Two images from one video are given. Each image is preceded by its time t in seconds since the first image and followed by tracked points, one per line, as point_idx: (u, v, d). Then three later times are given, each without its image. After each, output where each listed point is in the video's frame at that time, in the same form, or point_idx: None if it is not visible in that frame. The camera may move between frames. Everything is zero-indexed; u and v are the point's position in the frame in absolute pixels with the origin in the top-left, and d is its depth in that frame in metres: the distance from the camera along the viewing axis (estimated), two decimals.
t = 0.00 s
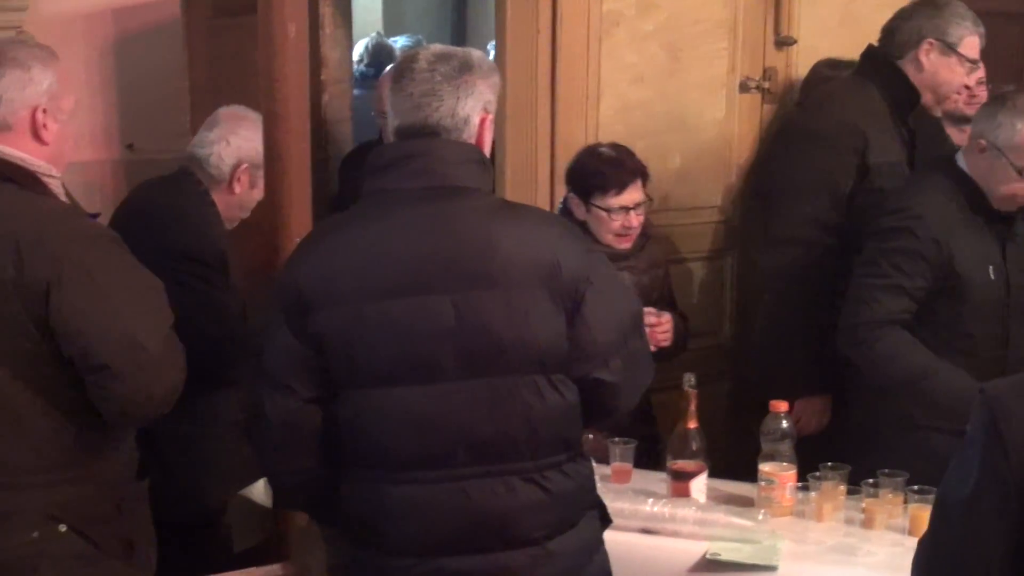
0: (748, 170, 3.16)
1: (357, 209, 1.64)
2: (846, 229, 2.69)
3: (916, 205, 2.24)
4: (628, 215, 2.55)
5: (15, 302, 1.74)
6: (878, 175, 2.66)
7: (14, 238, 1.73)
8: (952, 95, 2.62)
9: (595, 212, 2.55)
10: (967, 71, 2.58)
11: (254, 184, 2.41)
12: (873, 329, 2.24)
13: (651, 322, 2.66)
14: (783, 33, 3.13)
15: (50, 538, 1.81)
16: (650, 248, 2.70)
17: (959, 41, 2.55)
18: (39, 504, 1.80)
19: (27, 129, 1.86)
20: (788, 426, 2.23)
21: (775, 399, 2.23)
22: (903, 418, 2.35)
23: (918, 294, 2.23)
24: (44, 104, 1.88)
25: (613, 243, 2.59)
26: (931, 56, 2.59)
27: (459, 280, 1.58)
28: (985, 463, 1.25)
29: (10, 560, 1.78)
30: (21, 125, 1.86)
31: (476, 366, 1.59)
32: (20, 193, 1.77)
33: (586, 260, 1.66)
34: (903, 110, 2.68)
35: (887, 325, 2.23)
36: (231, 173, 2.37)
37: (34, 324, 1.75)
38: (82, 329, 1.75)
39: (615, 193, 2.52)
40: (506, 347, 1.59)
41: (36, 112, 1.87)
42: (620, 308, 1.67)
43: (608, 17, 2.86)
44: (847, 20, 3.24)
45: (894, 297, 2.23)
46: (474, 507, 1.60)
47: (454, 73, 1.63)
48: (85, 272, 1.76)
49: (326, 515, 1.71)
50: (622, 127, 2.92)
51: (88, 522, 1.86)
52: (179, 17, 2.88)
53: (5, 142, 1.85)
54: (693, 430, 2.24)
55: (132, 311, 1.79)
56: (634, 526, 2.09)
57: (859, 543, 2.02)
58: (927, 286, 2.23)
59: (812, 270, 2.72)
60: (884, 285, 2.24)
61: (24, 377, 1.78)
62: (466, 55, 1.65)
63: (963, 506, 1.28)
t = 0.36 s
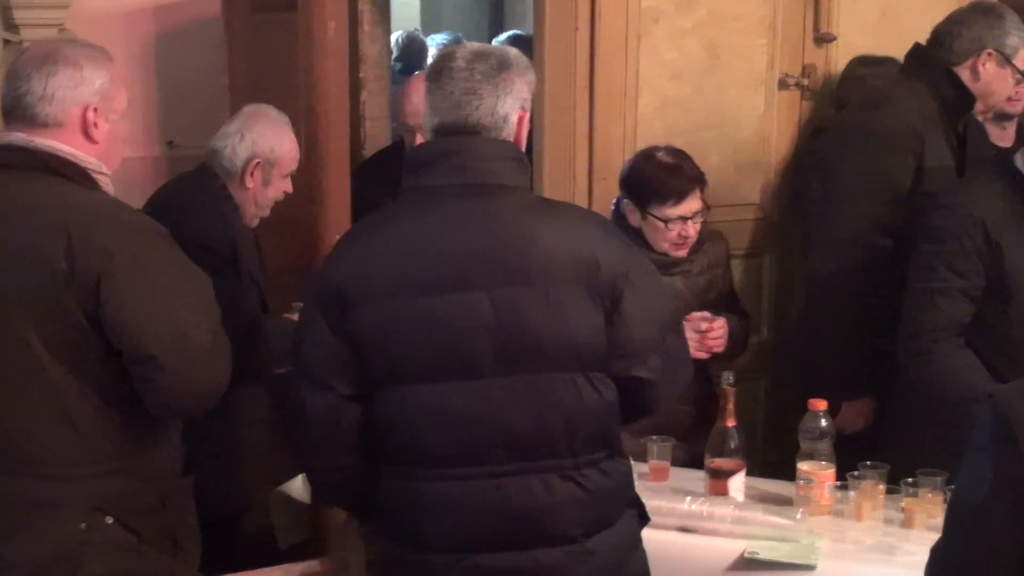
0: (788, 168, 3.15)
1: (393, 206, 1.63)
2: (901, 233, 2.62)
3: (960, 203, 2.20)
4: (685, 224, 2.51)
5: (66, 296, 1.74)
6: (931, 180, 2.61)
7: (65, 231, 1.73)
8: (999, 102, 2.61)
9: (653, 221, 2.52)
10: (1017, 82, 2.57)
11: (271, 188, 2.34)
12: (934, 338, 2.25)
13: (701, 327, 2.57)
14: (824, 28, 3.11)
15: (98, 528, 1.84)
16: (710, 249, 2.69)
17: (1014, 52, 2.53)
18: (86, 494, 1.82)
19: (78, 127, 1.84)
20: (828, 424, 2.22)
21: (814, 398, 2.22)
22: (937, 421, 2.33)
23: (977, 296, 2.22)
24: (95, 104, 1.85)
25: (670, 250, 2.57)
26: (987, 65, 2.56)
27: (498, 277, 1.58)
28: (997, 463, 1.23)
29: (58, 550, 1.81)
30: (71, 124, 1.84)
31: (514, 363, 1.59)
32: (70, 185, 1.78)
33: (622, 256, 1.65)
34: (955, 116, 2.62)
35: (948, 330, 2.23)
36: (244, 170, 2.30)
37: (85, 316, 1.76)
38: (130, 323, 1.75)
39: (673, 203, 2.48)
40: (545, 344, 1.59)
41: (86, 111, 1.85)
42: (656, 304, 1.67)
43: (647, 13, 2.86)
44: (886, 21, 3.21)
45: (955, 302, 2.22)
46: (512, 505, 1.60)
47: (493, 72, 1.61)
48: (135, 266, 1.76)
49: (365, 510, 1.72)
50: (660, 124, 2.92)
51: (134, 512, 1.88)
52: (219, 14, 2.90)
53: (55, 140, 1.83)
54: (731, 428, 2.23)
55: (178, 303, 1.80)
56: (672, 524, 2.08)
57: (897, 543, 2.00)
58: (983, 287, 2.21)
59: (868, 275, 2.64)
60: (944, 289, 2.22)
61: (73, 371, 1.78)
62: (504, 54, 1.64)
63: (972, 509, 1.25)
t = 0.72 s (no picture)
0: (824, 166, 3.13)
1: (430, 203, 1.64)
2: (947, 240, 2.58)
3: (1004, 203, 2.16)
4: (739, 225, 2.51)
5: (131, 292, 1.66)
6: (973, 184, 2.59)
7: (131, 228, 1.66)
8: None
9: (707, 221, 2.52)
10: None
11: (286, 184, 2.31)
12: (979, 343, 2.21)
13: (743, 326, 2.52)
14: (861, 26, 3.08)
15: (157, 523, 1.77)
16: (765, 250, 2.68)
17: None
18: (143, 492, 1.75)
19: (136, 126, 1.74)
20: (865, 424, 2.21)
21: (851, 397, 2.21)
22: (973, 426, 2.32)
23: None
24: (154, 103, 1.75)
25: (722, 249, 2.58)
26: None
27: (533, 275, 1.57)
28: None
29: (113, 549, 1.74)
30: (129, 123, 1.74)
31: (549, 361, 1.58)
32: (127, 181, 1.71)
33: (659, 254, 1.64)
34: (999, 119, 2.59)
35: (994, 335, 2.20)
36: (257, 162, 2.30)
37: (150, 310, 1.68)
38: (197, 322, 1.68)
39: (728, 205, 2.48)
40: (581, 342, 1.58)
41: (144, 110, 1.75)
42: (693, 302, 1.66)
43: (684, 12, 2.85)
44: (925, 18, 3.17)
45: (1001, 305, 2.18)
46: (547, 503, 1.60)
47: (529, 69, 1.61)
48: (201, 264, 1.69)
49: (401, 505, 1.72)
50: (697, 123, 2.92)
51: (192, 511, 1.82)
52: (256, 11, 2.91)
53: (110, 138, 1.74)
54: (768, 427, 2.23)
55: (244, 299, 1.72)
56: (708, 524, 2.07)
57: (935, 544, 1.99)
58: None
59: (908, 281, 2.62)
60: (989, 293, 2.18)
61: (137, 369, 1.71)
62: (539, 51, 1.64)
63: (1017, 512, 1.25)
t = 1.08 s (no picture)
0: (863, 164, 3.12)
1: (471, 200, 1.64)
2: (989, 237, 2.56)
3: None
4: (810, 223, 2.47)
5: (206, 292, 1.64)
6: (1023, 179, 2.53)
7: (207, 227, 1.64)
8: None
9: (777, 218, 2.47)
10: None
11: (316, 183, 2.27)
12: None
13: (810, 319, 2.47)
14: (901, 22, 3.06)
15: (222, 519, 1.77)
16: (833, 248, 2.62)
17: None
18: (206, 491, 1.74)
19: (201, 124, 1.71)
20: (905, 423, 2.20)
21: (891, 397, 2.19)
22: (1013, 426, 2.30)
23: None
24: (219, 101, 1.72)
25: (792, 248, 2.52)
26: None
27: (574, 273, 1.57)
28: None
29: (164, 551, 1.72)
30: (195, 121, 1.71)
31: (590, 359, 1.58)
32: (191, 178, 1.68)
33: (701, 252, 1.63)
34: None
35: None
36: (286, 160, 2.27)
37: (225, 312, 1.66)
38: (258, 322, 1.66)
39: (800, 203, 2.43)
40: (621, 340, 1.58)
41: (210, 108, 1.71)
42: (734, 300, 1.65)
43: (722, 8, 2.85)
44: (968, 15, 3.13)
45: None
46: (586, 500, 1.60)
47: (570, 66, 1.61)
48: (274, 262, 1.66)
49: (440, 502, 1.72)
50: (736, 119, 2.92)
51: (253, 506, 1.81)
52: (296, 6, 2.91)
53: (175, 134, 1.70)
54: (807, 426, 2.22)
55: (309, 297, 1.69)
56: (747, 523, 2.06)
57: (976, 545, 1.97)
58: None
59: (950, 281, 2.61)
60: None
61: (208, 368, 1.69)
62: (580, 48, 1.64)
63: None
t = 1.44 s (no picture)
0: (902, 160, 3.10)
1: (511, 198, 1.63)
2: None
3: None
4: (860, 228, 2.43)
5: (259, 291, 1.64)
6: None
7: (266, 224, 1.64)
8: None
9: (827, 223, 2.45)
10: None
11: (342, 185, 2.27)
12: None
13: (857, 331, 2.48)
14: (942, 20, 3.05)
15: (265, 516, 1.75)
16: (888, 256, 2.59)
17: None
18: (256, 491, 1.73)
19: (257, 121, 1.71)
20: (946, 422, 2.18)
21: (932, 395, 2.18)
22: None
23: None
24: (273, 98, 1.73)
25: (842, 252, 2.50)
26: None
27: (615, 270, 1.57)
28: None
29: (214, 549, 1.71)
30: (250, 118, 1.71)
31: (631, 357, 1.57)
32: (228, 170, 1.68)
33: (741, 249, 1.62)
34: None
35: None
36: (311, 161, 2.27)
37: (283, 307, 1.67)
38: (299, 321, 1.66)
39: (849, 208, 2.40)
40: (663, 338, 1.57)
41: (264, 106, 1.72)
42: (774, 297, 1.64)
43: (762, 5, 2.85)
44: (1010, 8, 3.11)
45: None
46: (626, 498, 1.59)
47: (612, 63, 1.61)
48: (326, 261, 1.67)
49: (480, 500, 1.72)
50: (776, 117, 2.92)
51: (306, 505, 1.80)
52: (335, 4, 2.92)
53: (232, 132, 1.71)
54: (847, 425, 2.21)
55: (360, 295, 1.70)
56: (785, 522, 2.06)
57: (1018, 545, 1.95)
58: None
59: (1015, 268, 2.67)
60: None
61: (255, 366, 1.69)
62: (620, 45, 1.63)
63: None
